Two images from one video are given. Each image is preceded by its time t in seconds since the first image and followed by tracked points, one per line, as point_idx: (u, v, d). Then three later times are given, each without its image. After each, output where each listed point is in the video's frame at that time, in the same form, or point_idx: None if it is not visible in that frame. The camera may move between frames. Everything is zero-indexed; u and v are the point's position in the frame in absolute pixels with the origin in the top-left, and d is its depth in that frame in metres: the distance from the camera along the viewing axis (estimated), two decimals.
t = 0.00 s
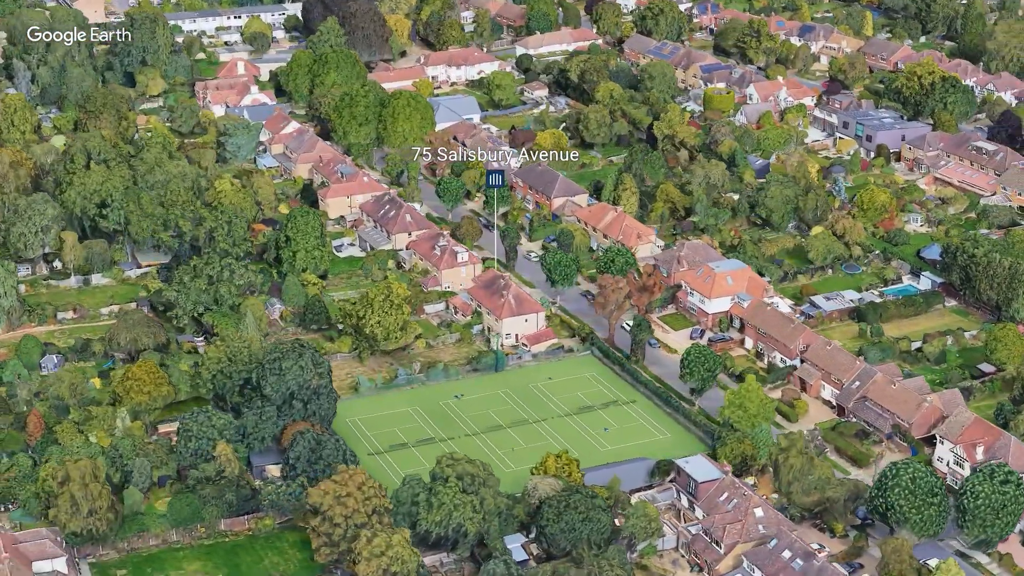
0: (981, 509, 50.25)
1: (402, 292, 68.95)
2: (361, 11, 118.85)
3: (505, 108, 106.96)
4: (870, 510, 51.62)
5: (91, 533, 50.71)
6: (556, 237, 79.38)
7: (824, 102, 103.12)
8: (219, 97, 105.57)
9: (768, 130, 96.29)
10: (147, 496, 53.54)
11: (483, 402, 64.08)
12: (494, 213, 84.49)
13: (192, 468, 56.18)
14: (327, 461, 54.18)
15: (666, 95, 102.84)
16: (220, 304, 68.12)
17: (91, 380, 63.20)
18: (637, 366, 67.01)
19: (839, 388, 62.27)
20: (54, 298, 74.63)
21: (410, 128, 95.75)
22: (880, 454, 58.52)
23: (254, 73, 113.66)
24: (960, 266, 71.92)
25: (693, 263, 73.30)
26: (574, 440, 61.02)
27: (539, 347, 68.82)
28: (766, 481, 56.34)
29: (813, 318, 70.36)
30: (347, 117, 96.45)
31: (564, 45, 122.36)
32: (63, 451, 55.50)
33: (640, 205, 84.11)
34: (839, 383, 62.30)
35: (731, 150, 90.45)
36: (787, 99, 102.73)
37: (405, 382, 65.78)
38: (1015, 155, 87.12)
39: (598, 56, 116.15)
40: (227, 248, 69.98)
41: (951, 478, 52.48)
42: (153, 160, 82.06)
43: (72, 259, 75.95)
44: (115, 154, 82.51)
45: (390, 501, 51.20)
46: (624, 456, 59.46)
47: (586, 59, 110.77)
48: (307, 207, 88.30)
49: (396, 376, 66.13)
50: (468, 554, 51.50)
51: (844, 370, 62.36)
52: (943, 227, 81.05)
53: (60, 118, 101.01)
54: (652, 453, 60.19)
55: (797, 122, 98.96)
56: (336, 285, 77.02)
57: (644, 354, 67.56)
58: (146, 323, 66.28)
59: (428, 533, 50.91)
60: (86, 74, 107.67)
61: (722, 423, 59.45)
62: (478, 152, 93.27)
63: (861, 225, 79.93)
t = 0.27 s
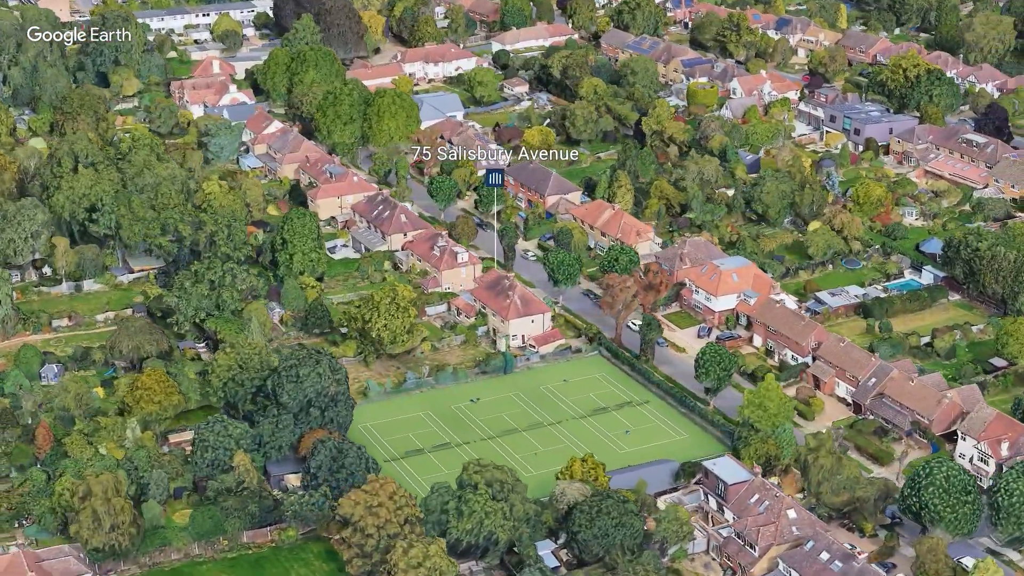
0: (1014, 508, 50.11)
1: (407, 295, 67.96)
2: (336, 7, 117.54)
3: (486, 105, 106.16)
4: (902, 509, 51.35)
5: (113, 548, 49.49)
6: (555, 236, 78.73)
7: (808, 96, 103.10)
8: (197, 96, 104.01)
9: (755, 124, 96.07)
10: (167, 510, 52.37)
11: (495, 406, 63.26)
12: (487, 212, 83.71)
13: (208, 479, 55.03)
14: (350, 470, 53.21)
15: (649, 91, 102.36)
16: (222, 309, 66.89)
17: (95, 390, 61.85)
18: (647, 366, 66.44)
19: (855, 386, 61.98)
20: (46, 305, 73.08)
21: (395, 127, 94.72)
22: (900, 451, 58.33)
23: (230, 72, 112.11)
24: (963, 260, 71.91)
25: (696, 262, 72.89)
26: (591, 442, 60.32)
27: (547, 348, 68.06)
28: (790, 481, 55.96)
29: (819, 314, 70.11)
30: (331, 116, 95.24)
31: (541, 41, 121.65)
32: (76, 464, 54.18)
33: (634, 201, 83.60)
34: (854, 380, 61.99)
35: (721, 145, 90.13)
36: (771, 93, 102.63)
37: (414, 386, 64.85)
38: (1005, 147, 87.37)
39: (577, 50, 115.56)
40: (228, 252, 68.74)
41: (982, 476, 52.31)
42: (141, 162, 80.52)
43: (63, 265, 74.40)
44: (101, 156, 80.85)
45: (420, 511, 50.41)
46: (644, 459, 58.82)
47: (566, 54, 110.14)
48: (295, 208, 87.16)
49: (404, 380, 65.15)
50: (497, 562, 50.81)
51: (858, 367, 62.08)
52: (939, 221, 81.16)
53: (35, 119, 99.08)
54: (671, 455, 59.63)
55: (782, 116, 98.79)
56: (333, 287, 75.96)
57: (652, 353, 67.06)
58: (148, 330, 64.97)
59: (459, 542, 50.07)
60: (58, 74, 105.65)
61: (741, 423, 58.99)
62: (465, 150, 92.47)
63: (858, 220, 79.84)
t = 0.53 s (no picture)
0: None
1: (413, 297, 66.83)
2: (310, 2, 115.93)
3: (468, 101, 105.12)
4: (934, 509, 50.96)
5: (136, 566, 48.16)
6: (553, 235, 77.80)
7: (792, 89, 102.97)
8: (174, 95, 102.31)
9: (742, 117, 95.57)
10: (186, 524, 51.08)
11: (508, 410, 62.30)
12: (481, 210, 82.68)
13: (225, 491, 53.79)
14: (373, 480, 52.05)
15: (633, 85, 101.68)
16: (224, 315, 65.52)
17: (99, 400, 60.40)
18: (658, 366, 65.71)
19: (871, 384, 61.51)
20: (38, 313, 71.41)
21: (380, 125, 93.44)
22: (921, 450, 57.95)
23: (205, 70, 110.34)
24: (967, 254, 71.69)
25: (700, 260, 72.22)
26: (609, 445, 59.47)
27: (555, 350, 67.15)
28: (815, 482, 55.42)
29: (826, 310, 69.63)
30: (315, 114, 93.78)
31: (517, 35, 120.68)
32: (90, 479, 52.75)
33: (629, 198, 82.87)
34: (870, 378, 61.52)
35: (712, 139, 89.57)
36: (755, 86, 102.30)
37: (424, 391, 63.77)
38: (996, 139, 87.36)
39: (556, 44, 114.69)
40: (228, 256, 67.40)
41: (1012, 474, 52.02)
42: (128, 164, 78.84)
43: (54, 271, 72.74)
44: (88, 159, 79.08)
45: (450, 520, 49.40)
46: (665, 462, 58.04)
47: (546, 48, 109.24)
48: (283, 209, 85.81)
49: (414, 385, 64.04)
50: (528, 571, 49.93)
51: (874, 365, 61.61)
52: (934, 214, 81.00)
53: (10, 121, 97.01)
54: (691, 457, 58.89)
55: (768, 109, 98.40)
56: (330, 289, 74.73)
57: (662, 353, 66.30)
58: (150, 338, 63.50)
59: (490, 552, 49.10)
60: (30, 73, 103.49)
61: (761, 423, 58.38)
62: (453, 148, 91.39)
63: (855, 214, 79.50)
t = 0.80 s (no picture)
0: None
1: (418, 300, 65.53)
2: None
3: (449, 96, 103.77)
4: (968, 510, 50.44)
5: None
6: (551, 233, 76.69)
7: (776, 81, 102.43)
8: (150, 94, 100.21)
9: (729, 110, 94.81)
10: (206, 541, 49.60)
11: (522, 415, 61.15)
12: (474, 208, 81.42)
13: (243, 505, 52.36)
14: (397, 491, 50.77)
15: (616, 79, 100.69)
16: (225, 322, 63.91)
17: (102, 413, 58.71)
18: (668, 366, 64.79)
19: (887, 381, 60.90)
20: (28, 322, 69.48)
21: (365, 122, 91.91)
22: (943, 448, 57.40)
23: (178, 67, 108.16)
24: (971, 247, 71.27)
25: (704, 257, 71.37)
26: (627, 449, 58.44)
27: (563, 351, 66.03)
28: (841, 483, 54.70)
29: (833, 306, 68.96)
30: (297, 112, 92.05)
31: (492, 28, 119.36)
32: (103, 496, 51.13)
33: (623, 194, 81.88)
34: (887, 375, 60.90)
35: (702, 133, 88.74)
36: (739, 78, 101.69)
37: (433, 396, 62.50)
38: (987, 129, 87.10)
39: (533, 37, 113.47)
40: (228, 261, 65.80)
41: None
42: (114, 166, 76.89)
43: (44, 278, 70.80)
44: (72, 161, 77.08)
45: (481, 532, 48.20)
46: (686, 465, 57.10)
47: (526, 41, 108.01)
48: (270, 209, 84.14)
49: (423, 390, 62.73)
50: None
51: (890, 362, 61.00)
52: (931, 207, 80.60)
53: None
54: (711, 459, 57.99)
55: (754, 102, 97.74)
56: (326, 292, 73.24)
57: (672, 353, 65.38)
58: (151, 346, 61.81)
59: (523, 564, 47.97)
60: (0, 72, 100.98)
61: (782, 423, 57.64)
62: (440, 145, 90.04)
63: (853, 207, 78.93)
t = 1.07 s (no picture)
0: None
1: (424, 304, 64.03)
2: None
3: (428, 91, 102.17)
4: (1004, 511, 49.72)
5: None
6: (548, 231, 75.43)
7: (759, 72, 101.65)
8: (123, 92, 97.89)
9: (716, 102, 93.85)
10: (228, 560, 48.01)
11: (536, 420, 59.90)
12: (466, 206, 80.01)
13: (261, 521, 50.79)
14: (423, 504, 49.40)
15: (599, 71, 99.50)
16: (227, 329, 62.17)
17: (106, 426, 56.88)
18: (680, 366, 63.72)
19: (905, 378, 60.17)
20: (17, 332, 67.39)
21: (348, 119, 90.20)
22: (965, 447, 56.75)
23: (149, 64, 105.75)
24: (976, 240, 70.72)
25: (708, 254, 70.40)
26: (647, 453, 57.32)
27: (572, 353, 64.78)
28: (868, 484, 53.89)
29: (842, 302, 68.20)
30: (279, 109, 90.09)
31: (466, 20, 117.79)
32: (118, 515, 49.39)
33: (618, 189, 80.73)
34: (904, 373, 60.18)
35: (693, 126, 87.74)
36: (723, 69, 100.75)
37: (444, 402, 61.10)
38: (979, 119, 86.65)
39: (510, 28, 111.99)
40: (228, 266, 64.02)
41: None
42: (99, 168, 74.80)
43: (33, 286, 68.69)
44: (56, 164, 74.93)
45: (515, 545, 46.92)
46: (709, 469, 56.09)
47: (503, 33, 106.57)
48: (257, 210, 82.25)
49: (433, 395, 61.32)
50: None
51: (907, 359, 60.28)
52: (927, 199, 80.07)
53: None
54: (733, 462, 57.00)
55: (739, 93, 96.85)
56: (323, 295, 71.59)
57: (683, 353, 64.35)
58: (152, 356, 59.98)
59: None
60: None
61: (804, 424, 56.71)
62: (426, 142, 88.52)
63: (851, 199, 78.21)
